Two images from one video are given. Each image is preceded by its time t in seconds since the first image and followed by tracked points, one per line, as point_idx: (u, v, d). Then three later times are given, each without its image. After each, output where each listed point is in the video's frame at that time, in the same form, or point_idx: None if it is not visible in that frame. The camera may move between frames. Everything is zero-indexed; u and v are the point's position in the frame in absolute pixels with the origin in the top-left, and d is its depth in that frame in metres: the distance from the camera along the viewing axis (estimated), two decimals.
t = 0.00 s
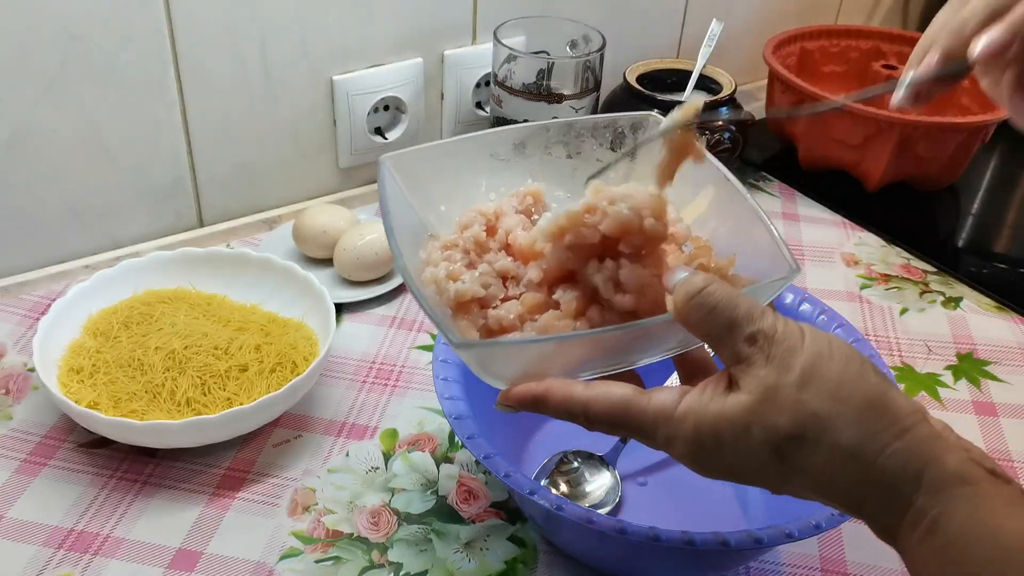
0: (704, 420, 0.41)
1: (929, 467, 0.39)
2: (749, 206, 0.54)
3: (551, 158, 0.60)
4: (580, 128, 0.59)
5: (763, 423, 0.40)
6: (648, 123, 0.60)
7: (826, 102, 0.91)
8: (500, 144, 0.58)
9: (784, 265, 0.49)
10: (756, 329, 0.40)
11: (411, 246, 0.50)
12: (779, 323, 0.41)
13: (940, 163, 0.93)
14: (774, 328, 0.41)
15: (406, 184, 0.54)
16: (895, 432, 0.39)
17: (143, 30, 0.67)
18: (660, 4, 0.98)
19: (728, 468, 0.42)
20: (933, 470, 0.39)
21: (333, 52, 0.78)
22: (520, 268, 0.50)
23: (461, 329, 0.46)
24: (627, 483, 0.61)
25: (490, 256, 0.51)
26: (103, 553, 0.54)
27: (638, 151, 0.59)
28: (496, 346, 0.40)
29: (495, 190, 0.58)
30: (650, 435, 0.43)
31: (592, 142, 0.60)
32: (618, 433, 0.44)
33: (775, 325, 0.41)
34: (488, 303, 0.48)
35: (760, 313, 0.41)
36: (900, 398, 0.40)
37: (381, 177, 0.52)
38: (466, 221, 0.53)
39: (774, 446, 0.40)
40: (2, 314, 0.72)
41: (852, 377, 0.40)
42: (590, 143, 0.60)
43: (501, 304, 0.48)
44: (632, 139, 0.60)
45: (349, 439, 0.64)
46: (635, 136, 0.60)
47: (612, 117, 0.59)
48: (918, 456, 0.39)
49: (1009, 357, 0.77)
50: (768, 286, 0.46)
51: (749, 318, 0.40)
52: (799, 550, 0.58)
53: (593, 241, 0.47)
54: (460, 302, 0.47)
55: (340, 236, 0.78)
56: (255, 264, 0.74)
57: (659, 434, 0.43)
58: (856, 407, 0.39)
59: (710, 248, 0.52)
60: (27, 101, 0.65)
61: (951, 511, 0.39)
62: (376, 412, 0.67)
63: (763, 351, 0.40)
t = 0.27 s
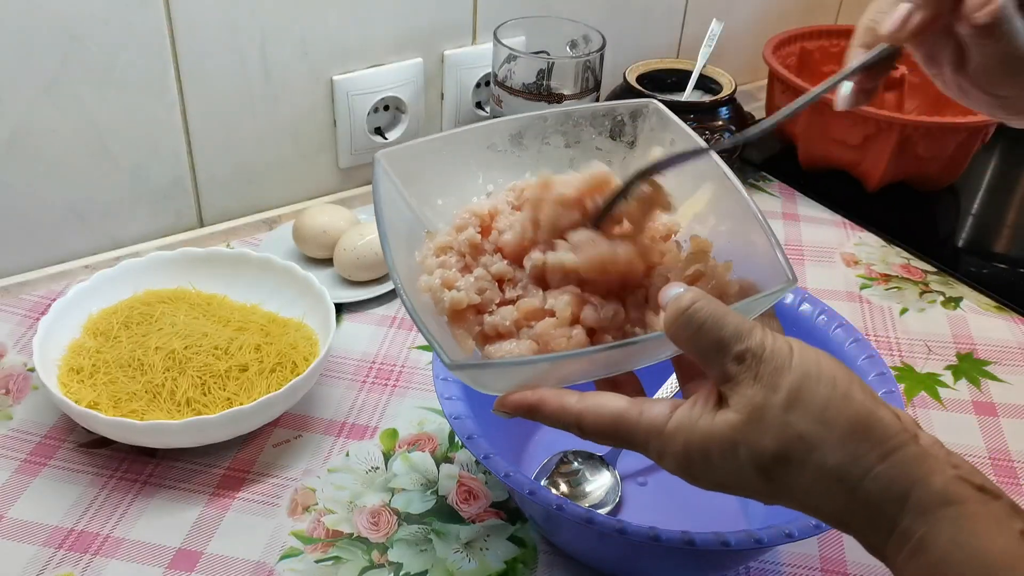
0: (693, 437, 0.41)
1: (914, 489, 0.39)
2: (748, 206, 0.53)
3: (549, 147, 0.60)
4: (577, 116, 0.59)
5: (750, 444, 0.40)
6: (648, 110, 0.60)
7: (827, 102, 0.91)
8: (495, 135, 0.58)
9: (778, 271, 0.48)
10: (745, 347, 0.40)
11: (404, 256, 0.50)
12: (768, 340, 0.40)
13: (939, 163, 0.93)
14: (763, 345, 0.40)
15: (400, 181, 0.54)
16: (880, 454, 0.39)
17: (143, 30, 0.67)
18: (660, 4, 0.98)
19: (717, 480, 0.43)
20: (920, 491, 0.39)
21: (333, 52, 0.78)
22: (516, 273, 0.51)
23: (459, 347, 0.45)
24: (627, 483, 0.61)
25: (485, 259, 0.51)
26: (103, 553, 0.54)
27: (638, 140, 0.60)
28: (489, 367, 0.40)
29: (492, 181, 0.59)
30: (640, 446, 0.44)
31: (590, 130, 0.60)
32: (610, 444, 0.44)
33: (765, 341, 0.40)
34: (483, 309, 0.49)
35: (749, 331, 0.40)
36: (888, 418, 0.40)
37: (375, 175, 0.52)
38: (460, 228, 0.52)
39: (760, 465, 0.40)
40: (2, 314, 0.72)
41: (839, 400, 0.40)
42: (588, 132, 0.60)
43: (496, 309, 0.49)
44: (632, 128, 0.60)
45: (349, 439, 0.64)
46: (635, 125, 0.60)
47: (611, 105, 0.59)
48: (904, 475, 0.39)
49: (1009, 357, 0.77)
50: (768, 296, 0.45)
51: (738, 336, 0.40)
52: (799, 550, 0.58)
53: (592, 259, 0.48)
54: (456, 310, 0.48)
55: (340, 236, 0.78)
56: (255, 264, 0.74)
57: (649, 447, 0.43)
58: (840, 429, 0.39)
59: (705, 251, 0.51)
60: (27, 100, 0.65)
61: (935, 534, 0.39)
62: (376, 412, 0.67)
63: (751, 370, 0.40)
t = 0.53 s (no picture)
0: (693, 450, 0.41)
1: (912, 505, 0.39)
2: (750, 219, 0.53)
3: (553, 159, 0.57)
4: (584, 128, 0.56)
5: (750, 458, 0.40)
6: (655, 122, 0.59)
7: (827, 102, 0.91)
8: (502, 142, 0.57)
9: (781, 291, 0.48)
10: (746, 359, 0.40)
11: (410, 257, 0.50)
12: (770, 354, 0.40)
13: (939, 163, 0.93)
14: (765, 358, 0.40)
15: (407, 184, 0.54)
16: (879, 470, 0.39)
17: (143, 30, 0.67)
18: (660, 4, 0.98)
19: (717, 493, 0.42)
20: (916, 508, 0.39)
21: (334, 52, 0.78)
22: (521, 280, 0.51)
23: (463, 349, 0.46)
24: (627, 484, 0.61)
25: (491, 264, 0.52)
26: (103, 553, 0.54)
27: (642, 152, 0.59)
28: (491, 369, 0.40)
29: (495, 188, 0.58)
30: (640, 457, 0.44)
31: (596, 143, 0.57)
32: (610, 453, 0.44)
33: (766, 354, 0.40)
34: (486, 313, 0.49)
35: (750, 344, 0.40)
36: (887, 433, 0.40)
37: (382, 177, 0.52)
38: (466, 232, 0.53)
39: (761, 479, 0.40)
40: (2, 314, 0.72)
41: (839, 415, 0.40)
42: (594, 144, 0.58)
43: (499, 314, 0.49)
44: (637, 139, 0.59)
45: (349, 439, 0.64)
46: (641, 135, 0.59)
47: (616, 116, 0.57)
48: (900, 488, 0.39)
49: (1009, 357, 0.77)
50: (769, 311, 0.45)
51: (740, 348, 0.40)
52: (799, 550, 0.58)
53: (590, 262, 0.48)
54: (459, 313, 0.48)
55: (340, 236, 0.78)
56: (256, 264, 0.74)
57: (649, 459, 0.43)
58: (840, 443, 0.39)
59: (709, 264, 0.51)
60: (27, 100, 0.65)
61: (932, 550, 0.39)
62: (376, 412, 0.67)
63: (752, 383, 0.40)
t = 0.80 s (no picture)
0: (691, 453, 0.41)
1: (909, 507, 0.39)
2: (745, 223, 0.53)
3: (548, 168, 0.60)
4: (578, 138, 0.59)
5: (748, 460, 0.40)
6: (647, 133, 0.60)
7: (827, 102, 0.91)
8: (496, 157, 0.58)
9: (777, 294, 0.48)
10: (744, 363, 0.40)
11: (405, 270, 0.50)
12: (766, 357, 0.41)
13: (939, 163, 0.93)
14: (761, 361, 0.40)
15: (402, 197, 0.54)
16: (877, 472, 0.39)
17: (143, 30, 0.67)
18: (660, 4, 0.98)
19: (715, 496, 0.42)
20: (914, 508, 0.39)
21: (334, 52, 0.78)
22: (517, 290, 0.51)
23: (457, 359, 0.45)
24: (627, 483, 0.61)
25: (488, 275, 0.52)
26: (103, 553, 0.54)
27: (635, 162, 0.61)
28: (488, 378, 0.40)
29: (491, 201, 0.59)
30: (639, 463, 0.43)
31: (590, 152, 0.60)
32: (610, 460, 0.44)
33: (763, 358, 0.40)
34: (482, 324, 0.49)
35: (747, 348, 0.40)
36: (884, 435, 0.40)
37: (376, 191, 0.52)
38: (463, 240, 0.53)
39: (758, 482, 0.41)
40: (2, 314, 0.72)
41: (835, 418, 0.40)
42: (587, 153, 0.60)
43: (496, 324, 0.49)
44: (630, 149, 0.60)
45: (349, 439, 0.64)
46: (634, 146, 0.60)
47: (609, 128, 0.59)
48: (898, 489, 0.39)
49: (1010, 357, 0.77)
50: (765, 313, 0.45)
51: (737, 352, 0.40)
52: (799, 550, 0.58)
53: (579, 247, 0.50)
54: (454, 325, 0.47)
55: (340, 236, 0.78)
56: (256, 264, 0.74)
57: (648, 465, 0.43)
58: (837, 446, 0.39)
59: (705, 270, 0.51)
60: (27, 100, 0.65)
61: (930, 551, 0.39)
62: (376, 412, 0.67)
63: (749, 387, 0.40)
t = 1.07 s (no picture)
0: (692, 448, 0.41)
1: (910, 503, 0.39)
2: (748, 220, 0.53)
3: (551, 159, 0.60)
4: (581, 130, 0.59)
5: (749, 455, 0.40)
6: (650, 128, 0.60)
7: (827, 102, 0.91)
8: (499, 146, 0.58)
9: (779, 290, 0.48)
10: (745, 357, 0.40)
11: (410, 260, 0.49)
12: (768, 351, 0.40)
13: (938, 163, 0.93)
14: (763, 356, 0.40)
15: (404, 186, 0.54)
16: (878, 467, 0.39)
17: (142, 30, 0.67)
18: (659, 4, 0.98)
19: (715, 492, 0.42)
20: (914, 505, 0.39)
21: (334, 52, 0.78)
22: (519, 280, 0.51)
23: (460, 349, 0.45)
24: (627, 483, 0.61)
25: (489, 266, 0.52)
26: (104, 553, 0.54)
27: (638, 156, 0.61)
28: (490, 370, 0.40)
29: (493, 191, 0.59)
30: (640, 456, 0.44)
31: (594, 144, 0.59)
32: (611, 453, 0.44)
33: (764, 353, 0.40)
34: (484, 315, 0.49)
35: (748, 343, 0.40)
36: (885, 430, 0.40)
37: (380, 179, 0.52)
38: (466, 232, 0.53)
39: (759, 476, 0.40)
40: (2, 314, 0.72)
41: (836, 413, 0.40)
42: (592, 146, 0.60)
43: (497, 315, 0.49)
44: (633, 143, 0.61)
45: (349, 439, 0.64)
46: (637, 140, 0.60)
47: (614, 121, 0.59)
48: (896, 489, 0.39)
49: (1010, 357, 0.77)
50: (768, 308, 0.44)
51: (738, 346, 0.40)
52: (799, 550, 0.58)
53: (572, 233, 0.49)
54: (457, 314, 0.48)
55: (340, 236, 0.78)
56: (256, 264, 0.74)
57: (650, 457, 0.43)
58: (838, 442, 0.39)
59: (707, 264, 0.51)
60: (27, 100, 0.65)
61: (930, 549, 0.39)
62: (376, 412, 0.67)
63: (750, 382, 0.40)
